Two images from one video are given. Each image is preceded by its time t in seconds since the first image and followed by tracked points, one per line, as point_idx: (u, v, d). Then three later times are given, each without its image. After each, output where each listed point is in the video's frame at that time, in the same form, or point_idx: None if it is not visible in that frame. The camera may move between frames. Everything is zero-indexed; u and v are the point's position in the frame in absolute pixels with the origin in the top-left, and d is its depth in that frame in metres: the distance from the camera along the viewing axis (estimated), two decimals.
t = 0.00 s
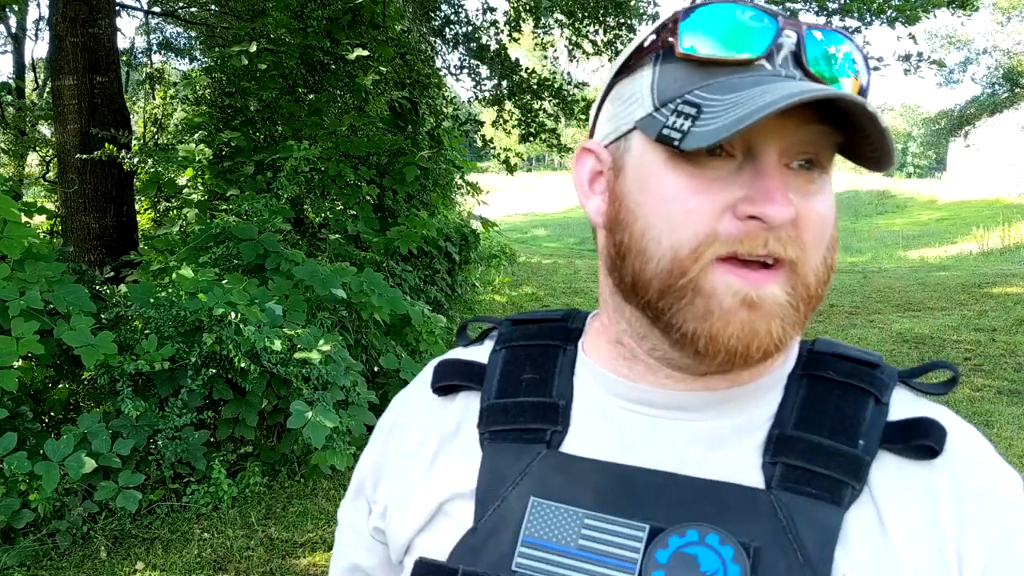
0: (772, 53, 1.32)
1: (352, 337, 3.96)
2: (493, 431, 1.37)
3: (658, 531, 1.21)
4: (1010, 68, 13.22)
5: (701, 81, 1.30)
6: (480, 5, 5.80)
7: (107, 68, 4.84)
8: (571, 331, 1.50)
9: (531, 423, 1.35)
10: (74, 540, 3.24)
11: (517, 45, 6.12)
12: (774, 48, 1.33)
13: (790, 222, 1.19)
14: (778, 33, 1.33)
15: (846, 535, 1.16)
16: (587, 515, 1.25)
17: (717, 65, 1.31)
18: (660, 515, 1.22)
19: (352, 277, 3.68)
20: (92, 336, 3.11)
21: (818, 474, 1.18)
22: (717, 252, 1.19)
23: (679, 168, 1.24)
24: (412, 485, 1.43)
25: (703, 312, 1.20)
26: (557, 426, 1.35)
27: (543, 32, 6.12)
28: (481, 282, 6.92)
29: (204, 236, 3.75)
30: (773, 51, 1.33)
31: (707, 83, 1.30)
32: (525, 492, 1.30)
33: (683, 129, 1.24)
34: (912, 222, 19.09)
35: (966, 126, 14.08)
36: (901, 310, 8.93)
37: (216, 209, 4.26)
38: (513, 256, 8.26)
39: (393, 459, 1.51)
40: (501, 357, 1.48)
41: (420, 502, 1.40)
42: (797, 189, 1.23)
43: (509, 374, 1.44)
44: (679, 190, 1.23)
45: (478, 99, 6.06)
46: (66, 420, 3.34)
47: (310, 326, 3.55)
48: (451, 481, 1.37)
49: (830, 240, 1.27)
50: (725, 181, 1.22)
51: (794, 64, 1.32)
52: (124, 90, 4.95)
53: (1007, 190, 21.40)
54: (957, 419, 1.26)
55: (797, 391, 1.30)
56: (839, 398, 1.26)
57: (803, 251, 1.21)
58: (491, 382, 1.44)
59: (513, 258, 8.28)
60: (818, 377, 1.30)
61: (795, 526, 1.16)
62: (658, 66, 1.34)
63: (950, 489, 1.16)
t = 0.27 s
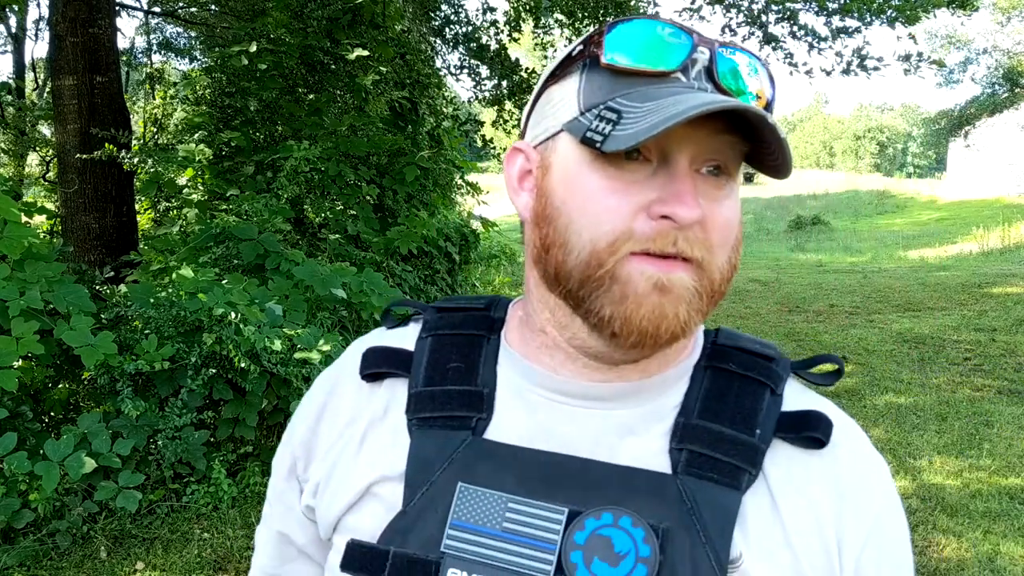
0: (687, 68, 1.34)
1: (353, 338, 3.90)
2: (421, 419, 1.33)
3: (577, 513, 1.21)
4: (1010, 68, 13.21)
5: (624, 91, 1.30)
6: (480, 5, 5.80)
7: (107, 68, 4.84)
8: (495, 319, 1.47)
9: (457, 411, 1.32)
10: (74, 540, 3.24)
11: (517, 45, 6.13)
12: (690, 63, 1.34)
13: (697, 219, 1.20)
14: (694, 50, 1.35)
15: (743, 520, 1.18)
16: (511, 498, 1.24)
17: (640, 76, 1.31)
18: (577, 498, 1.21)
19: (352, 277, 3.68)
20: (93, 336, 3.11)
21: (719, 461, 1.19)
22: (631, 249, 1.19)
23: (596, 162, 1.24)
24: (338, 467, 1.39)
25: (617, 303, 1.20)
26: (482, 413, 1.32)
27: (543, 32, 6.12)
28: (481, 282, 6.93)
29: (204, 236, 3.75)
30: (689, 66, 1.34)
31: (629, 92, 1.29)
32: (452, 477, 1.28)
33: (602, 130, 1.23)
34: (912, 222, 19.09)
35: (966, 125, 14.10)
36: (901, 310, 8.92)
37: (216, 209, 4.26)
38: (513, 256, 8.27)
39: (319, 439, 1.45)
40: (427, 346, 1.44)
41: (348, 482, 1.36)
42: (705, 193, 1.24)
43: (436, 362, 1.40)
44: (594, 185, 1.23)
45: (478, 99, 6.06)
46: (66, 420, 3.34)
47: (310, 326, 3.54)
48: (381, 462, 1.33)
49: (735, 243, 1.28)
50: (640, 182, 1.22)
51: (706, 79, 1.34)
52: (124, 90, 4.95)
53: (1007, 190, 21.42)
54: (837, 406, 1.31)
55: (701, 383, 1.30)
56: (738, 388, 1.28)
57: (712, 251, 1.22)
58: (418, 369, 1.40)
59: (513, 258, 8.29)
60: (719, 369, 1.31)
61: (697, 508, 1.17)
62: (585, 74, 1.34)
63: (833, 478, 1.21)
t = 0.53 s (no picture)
0: (546, 77, 1.40)
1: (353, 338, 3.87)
2: (386, 419, 1.36)
3: (541, 499, 1.28)
4: (1010, 68, 13.21)
5: (488, 108, 1.39)
6: (479, 5, 5.81)
7: (107, 68, 4.84)
8: (451, 321, 1.50)
9: (420, 410, 1.36)
10: (74, 540, 3.24)
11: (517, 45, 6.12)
12: (549, 72, 1.40)
13: (571, 226, 1.29)
14: (550, 58, 1.41)
15: (699, 495, 1.28)
16: (478, 489, 1.30)
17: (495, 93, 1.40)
18: (542, 485, 1.28)
19: (352, 277, 3.67)
20: (93, 336, 3.11)
21: (674, 443, 1.29)
22: (507, 257, 1.30)
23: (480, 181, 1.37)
24: (307, 473, 1.40)
25: (500, 307, 1.30)
26: (444, 410, 1.37)
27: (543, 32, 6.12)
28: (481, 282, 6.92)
29: (204, 236, 3.75)
30: (547, 76, 1.40)
31: (492, 109, 1.38)
32: (419, 473, 1.33)
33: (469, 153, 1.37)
34: (912, 222, 19.09)
35: (966, 125, 14.10)
36: (901, 310, 8.92)
37: (216, 209, 4.26)
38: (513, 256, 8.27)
39: (285, 447, 1.46)
40: (387, 349, 1.46)
41: (317, 486, 1.38)
42: (584, 198, 1.33)
43: (396, 364, 1.43)
44: (482, 202, 1.35)
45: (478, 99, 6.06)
46: (66, 420, 3.34)
47: (310, 326, 3.53)
48: (348, 465, 1.36)
49: (631, 241, 1.33)
50: (515, 196, 1.34)
51: (566, 87, 1.38)
52: (124, 90, 4.95)
53: (1007, 190, 21.41)
54: (779, 382, 1.42)
55: (650, 369, 1.39)
56: (684, 373, 1.38)
57: (590, 252, 1.29)
58: (380, 372, 1.42)
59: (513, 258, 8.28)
60: (666, 356, 1.40)
61: (655, 487, 1.27)
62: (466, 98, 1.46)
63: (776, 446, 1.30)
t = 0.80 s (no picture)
0: (540, 80, 1.42)
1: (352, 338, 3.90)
2: (367, 412, 1.40)
3: (515, 484, 1.31)
4: (1010, 68, 13.20)
5: (480, 112, 1.41)
6: (479, 5, 5.80)
7: (107, 68, 4.84)
8: (432, 318, 1.55)
9: (400, 403, 1.39)
10: (74, 540, 3.24)
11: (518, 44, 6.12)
12: (542, 76, 1.42)
13: (565, 228, 1.31)
14: (542, 63, 1.43)
15: (671, 477, 1.30)
16: (455, 477, 1.34)
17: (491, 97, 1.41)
18: (516, 471, 1.32)
19: (352, 277, 3.67)
20: (93, 336, 3.11)
21: (645, 427, 1.32)
22: (503, 258, 1.32)
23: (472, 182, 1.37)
24: (290, 467, 1.42)
25: (495, 308, 1.32)
26: (424, 403, 1.40)
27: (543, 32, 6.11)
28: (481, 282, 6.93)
29: (205, 236, 3.75)
30: (541, 79, 1.42)
31: (484, 113, 1.40)
32: (398, 462, 1.36)
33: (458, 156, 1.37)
34: (911, 222, 19.09)
35: (966, 125, 14.10)
36: (901, 311, 8.92)
37: (216, 209, 4.26)
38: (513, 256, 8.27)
39: (268, 443, 1.47)
40: (369, 346, 1.51)
41: (302, 479, 1.40)
42: (576, 197, 1.35)
43: (377, 360, 1.47)
44: (474, 202, 1.36)
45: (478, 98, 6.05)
46: (66, 420, 3.34)
47: (310, 326, 3.52)
48: (331, 456, 1.39)
49: (619, 237, 1.37)
50: (508, 197, 1.35)
51: (559, 91, 1.40)
52: (124, 90, 4.95)
53: (1007, 189, 21.41)
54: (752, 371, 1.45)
55: (623, 360, 1.42)
56: (657, 362, 1.42)
57: (584, 252, 1.32)
58: (361, 368, 1.46)
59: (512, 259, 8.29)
60: (639, 347, 1.44)
61: (628, 470, 1.30)
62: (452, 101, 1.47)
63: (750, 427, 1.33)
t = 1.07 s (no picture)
0: (525, 75, 1.39)
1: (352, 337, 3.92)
2: (351, 410, 1.44)
3: (481, 488, 1.30)
4: (1010, 68, 13.19)
5: (464, 103, 1.39)
6: (480, 5, 5.80)
7: (107, 68, 4.84)
8: (426, 320, 1.59)
9: (382, 401, 1.42)
10: (74, 540, 3.24)
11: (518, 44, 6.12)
12: (528, 71, 1.39)
13: (541, 227, 1.30)
14: (530, 58, 1.40)
15: (644, 489, 1.27)
16: (424, 478, 1.33)
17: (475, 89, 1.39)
18: (483, 474, 1.30)
19: (352, 277, 3.68)
20: (93, 336, 3.11)
21: (620, 435, 1.29)
22: (477, 254, 1.32)
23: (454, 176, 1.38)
24: (282, 461, 1.49)
25: (469, 302, 1.33)
26: (406, 403, 1.42)
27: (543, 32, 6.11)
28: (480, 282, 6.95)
29: (204, 236, 3.75)
30: (526, 74, 1.39)
31: (469, 104, 1.38)
32: (374, 460, 1.38)
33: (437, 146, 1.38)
34: (911, 222, 19.10)
35: (966, 125, 14.10)
36: (901, 311, 8.93)
37: (216, 209, 4.26)
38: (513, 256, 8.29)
39: (265, 438, 1.55)
40: (364, 344, 1.56)
41: (289, 474, 1.46)
42: (555, 197, 1.34)
43: (369, 358, 1.51)
44: (454, 196, 1.37)
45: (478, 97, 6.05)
46: (66, 420, 3.34)
47: (311, 326, 3.51)
48: (316, 453, 1.44)
49: (599, 241, 1.34)
50: (486, 193, 1.36)
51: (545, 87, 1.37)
52: (124, 90, 4.95)
53: (1007, 190, 21.41)
54: (749, 377, 1.38)
55: (610, 363, 1.39)
56: (644, 367, 1.37)
57: (559, 252, 1.31)
58: (354, 366, 1.51)
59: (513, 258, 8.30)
60: (628, 350, 1.40)
61: (596, 479, 1.26)
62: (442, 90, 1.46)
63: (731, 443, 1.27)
